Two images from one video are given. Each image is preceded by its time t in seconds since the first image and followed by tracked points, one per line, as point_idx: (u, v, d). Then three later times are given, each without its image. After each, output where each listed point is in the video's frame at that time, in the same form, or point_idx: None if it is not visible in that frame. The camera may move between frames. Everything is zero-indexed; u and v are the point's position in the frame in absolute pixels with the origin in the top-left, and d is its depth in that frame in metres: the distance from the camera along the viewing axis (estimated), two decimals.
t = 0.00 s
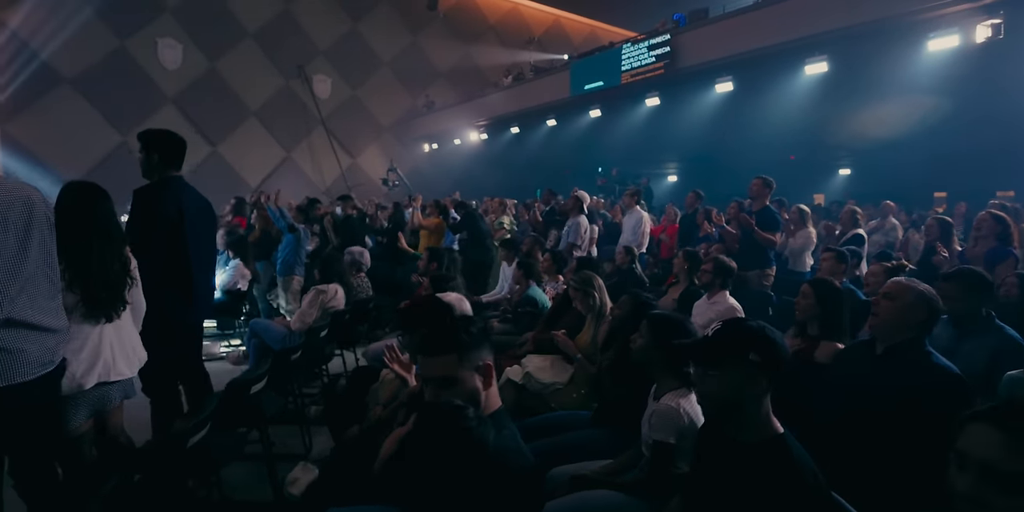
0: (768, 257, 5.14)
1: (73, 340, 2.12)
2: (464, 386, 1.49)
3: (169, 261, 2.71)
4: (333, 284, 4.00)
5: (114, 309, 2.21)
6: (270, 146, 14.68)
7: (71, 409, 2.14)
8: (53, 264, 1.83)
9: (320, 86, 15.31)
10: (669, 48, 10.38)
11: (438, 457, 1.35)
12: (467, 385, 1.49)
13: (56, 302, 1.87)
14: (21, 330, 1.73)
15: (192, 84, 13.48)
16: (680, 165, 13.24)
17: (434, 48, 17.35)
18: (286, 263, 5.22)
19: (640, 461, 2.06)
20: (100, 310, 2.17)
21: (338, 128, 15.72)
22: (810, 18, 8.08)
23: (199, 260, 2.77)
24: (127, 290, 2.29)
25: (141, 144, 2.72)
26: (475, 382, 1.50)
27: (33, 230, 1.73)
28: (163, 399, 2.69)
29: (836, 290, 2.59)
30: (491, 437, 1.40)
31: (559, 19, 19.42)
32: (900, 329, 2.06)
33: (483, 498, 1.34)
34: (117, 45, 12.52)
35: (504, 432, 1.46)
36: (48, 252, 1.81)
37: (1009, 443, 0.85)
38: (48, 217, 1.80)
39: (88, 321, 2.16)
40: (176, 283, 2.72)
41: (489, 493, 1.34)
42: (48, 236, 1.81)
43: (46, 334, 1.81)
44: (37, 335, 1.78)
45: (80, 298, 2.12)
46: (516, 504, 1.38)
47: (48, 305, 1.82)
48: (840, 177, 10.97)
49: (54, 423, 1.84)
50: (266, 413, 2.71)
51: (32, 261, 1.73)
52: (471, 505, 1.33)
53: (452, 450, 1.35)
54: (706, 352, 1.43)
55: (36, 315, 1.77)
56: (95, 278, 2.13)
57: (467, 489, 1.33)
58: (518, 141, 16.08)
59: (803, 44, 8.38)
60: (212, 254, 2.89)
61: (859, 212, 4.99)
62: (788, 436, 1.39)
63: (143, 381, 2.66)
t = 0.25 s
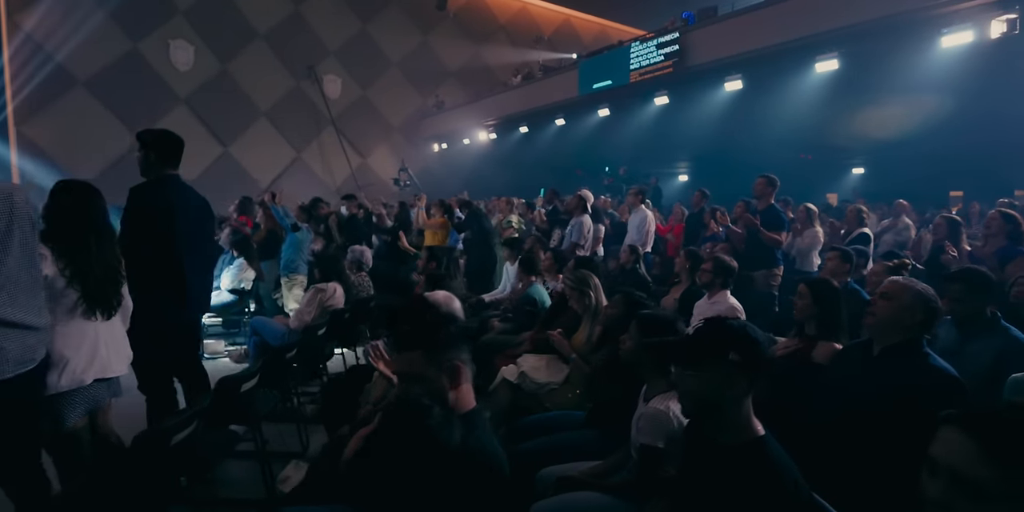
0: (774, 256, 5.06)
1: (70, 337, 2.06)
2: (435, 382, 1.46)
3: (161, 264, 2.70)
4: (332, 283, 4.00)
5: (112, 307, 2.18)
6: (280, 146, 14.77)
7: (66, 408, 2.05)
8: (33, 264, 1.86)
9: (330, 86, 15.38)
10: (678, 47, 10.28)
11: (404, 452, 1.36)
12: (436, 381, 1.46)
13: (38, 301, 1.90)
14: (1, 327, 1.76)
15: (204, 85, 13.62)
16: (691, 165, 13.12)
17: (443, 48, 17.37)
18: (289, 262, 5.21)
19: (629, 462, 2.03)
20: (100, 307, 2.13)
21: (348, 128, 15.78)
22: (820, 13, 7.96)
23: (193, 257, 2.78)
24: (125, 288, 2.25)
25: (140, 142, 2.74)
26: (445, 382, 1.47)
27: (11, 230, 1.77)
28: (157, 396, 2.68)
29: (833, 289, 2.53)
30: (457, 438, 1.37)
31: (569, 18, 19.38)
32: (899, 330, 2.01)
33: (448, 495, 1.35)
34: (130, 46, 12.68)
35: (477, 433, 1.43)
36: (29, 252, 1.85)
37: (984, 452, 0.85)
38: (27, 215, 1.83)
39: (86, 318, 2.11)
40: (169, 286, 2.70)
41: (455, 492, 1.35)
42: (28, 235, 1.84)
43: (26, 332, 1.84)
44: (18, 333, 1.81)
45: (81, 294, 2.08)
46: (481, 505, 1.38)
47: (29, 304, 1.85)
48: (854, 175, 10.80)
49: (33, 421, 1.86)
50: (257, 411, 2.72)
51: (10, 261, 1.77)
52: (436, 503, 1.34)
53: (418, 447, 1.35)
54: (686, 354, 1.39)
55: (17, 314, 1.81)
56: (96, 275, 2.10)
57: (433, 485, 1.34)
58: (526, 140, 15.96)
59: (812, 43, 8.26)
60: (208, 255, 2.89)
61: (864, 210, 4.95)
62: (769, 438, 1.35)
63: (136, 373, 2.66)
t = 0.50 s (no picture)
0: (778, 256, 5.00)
1: (61, 336, 2.10)
2: (386, 379, 1.35)
3: (149, 260, 2.73)
4: (330, 283, 4.00)
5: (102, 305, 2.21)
6: (290, 147, 14.87)
7: (53, 408, 2.08)
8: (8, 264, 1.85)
9: (339, 87, 15.46)
10: (685, 46, 10.20)
11: (358, 453, 1.27)
12: (387, 378, 1.35)
13: (16, 302, 1.89)
14: None
15: (214, 86, 13.76)
16: (701, 164, 13.01)
17: (453, 48, 17.39)
18: (290, 261, 5.23)
19: (612, 465, 2.00)
20: (94, 306, 2.17)
21: (357, 129, 15.84)
22: (823, 13, 7.92)
23: (182, 250, 2.81)
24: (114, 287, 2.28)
25: (133, 141, 2.77)
26: (394, 378, 1.34)
27: None
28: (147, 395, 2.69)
29: (826, 289, 2.51)
30: (417, 436, 1.23)
31: (578, 17, 19.32)
32: (888, 330, 1.97)
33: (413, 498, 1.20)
34: (141, 48, 12.85)
35: (444, 433, 1.27)
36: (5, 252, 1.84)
37: (931, 454, 0.83)
38: None
39: (76, 317, 2.14)
40: (156, 282, 2.73)
41: (422, 494, 1.20)
42: None
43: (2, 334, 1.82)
44: None
45: (72, 293, 2.11)
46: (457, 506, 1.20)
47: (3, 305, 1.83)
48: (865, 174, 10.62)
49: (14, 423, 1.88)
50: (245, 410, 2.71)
51: None
52: (401, 505, 1.20)
53: (375, 446, 1.25)
54: (655, 355, 1.38)
55: None
56: (88, 275, 2.14)
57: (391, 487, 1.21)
58: (534, 140, 15.88)
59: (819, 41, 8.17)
60: (197, 251, 2.91)
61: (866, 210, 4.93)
62: (740, 440, 1.33)
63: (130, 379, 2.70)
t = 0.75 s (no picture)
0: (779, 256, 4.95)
1: (43, 336, 2.11)
2: (347, 378, 1.39)
3: (139, 259, 2.75)
4: (326, 283, 4.02)
5: (87, 305, 2.23)
6: (298, 146, 14.96)
7: (36, 408, 2.09)
8: None
9: (347, 87, 15.52)
10: (691, 45, 10.12)
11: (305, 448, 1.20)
12: (347, 378, 1.39)
13: None
14: None
15: (221, 86, 13.87)
16: (709, 164, 13.10)
17: (460, 47, 17.39)
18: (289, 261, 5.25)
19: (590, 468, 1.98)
20: (78, 305, 2.19)
21: (364, 128, 15.90)
22: (829, 12, 7.84)
23: (171, 248, 2.84)
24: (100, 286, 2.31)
25: (122, 141, 2.81)
26: (354, 378, 1.38)
27: None
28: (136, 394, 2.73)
29: (817, 290, 2.48)
30: (374, 436, 1.23)
31: (586, 16, 19.26)
32: (872, 331, 1.94)
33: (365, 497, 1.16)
34: (148, 48, 12.97)
35: (405, 433, 1.27)
36: None
37: (876, 464, 0.97)
38: None
39: (60, 316, 2.16)
40: (146, 280, 2.75)
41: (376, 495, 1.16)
42: None
43: None
44: None
45: (55, 293, 2.12)
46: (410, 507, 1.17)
47: None
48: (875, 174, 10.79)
49: None
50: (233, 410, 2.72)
51: None
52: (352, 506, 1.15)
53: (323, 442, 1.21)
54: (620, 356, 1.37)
55: None
56: (71, 276, 2.15)
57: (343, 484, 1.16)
58: (541, 140, 15.81)
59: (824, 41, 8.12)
60: (188, 250, 2.94)
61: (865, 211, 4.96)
62: (708, 442, 1.32)
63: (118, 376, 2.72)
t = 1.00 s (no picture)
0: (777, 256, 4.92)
1: (25, 337, 2.14)
2: (316, 378, 1.36)
3: (128, 259, 2.79)
4: (320, 282, 4.04)
5: (71, 305, 2.25)
6: (302, 146, 15.02)
7: (18, 407, 2.13)
8: None
9: (352, 86, 15.57)
10: (695, 45, 10.07)
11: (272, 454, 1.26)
12: (316, 378, 1.36)
13: None
14: None
15: (225, 85, 13.97)
16: (715, 164, 12.93)
17: (466, 47, 17.39)
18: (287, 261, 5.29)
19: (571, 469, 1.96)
20: (64, 306, 2.22)
21: (370, 128, 15.95)
22: (831, 12, 7.79)
23: (159, 247, 2.87)
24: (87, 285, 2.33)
25: (109, 140, 2.85)
26: (325, 379, 1.35)
27: None
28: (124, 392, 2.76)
29: (806, 290, 2.45)
30: (331, 439, 1.25)
31: (593, 16, 19.20)
32: (855, 332, 1.93)
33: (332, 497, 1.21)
34: (153, 47, 13.10)
35: (368, 433, 1.27)
36: None
37: (806, 459, 0.97)
38: None
39: (43, 317, 2.18)
40: (134, 278, 2.79)
41: (342, 494, 1.21)
42: None
43: None
44: None
45: (35, 295, 2.15)
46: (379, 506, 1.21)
47: None
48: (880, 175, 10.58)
49: None
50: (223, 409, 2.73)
51: None
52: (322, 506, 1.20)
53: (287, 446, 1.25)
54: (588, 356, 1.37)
55: None
56: (56, 277, 2.18)
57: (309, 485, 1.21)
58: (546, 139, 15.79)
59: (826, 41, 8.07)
60: (177, 249, 2.97)
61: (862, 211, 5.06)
62: (675, 443, 1.31)
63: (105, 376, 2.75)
